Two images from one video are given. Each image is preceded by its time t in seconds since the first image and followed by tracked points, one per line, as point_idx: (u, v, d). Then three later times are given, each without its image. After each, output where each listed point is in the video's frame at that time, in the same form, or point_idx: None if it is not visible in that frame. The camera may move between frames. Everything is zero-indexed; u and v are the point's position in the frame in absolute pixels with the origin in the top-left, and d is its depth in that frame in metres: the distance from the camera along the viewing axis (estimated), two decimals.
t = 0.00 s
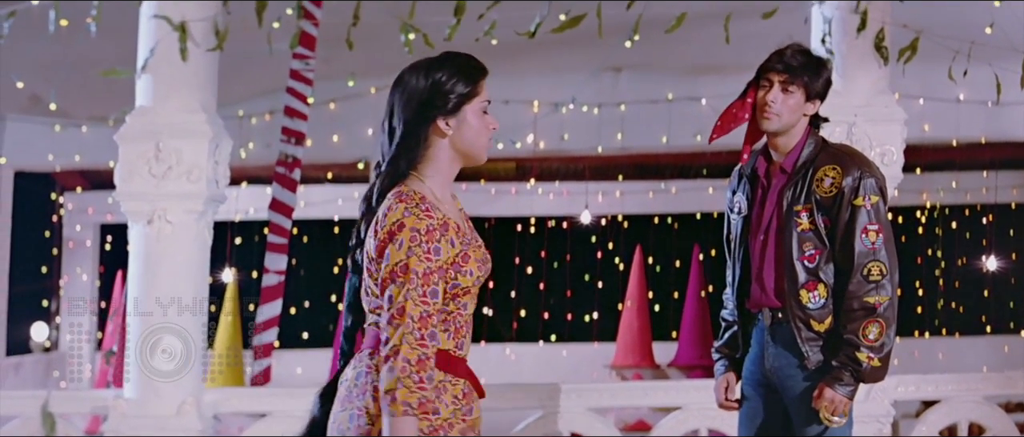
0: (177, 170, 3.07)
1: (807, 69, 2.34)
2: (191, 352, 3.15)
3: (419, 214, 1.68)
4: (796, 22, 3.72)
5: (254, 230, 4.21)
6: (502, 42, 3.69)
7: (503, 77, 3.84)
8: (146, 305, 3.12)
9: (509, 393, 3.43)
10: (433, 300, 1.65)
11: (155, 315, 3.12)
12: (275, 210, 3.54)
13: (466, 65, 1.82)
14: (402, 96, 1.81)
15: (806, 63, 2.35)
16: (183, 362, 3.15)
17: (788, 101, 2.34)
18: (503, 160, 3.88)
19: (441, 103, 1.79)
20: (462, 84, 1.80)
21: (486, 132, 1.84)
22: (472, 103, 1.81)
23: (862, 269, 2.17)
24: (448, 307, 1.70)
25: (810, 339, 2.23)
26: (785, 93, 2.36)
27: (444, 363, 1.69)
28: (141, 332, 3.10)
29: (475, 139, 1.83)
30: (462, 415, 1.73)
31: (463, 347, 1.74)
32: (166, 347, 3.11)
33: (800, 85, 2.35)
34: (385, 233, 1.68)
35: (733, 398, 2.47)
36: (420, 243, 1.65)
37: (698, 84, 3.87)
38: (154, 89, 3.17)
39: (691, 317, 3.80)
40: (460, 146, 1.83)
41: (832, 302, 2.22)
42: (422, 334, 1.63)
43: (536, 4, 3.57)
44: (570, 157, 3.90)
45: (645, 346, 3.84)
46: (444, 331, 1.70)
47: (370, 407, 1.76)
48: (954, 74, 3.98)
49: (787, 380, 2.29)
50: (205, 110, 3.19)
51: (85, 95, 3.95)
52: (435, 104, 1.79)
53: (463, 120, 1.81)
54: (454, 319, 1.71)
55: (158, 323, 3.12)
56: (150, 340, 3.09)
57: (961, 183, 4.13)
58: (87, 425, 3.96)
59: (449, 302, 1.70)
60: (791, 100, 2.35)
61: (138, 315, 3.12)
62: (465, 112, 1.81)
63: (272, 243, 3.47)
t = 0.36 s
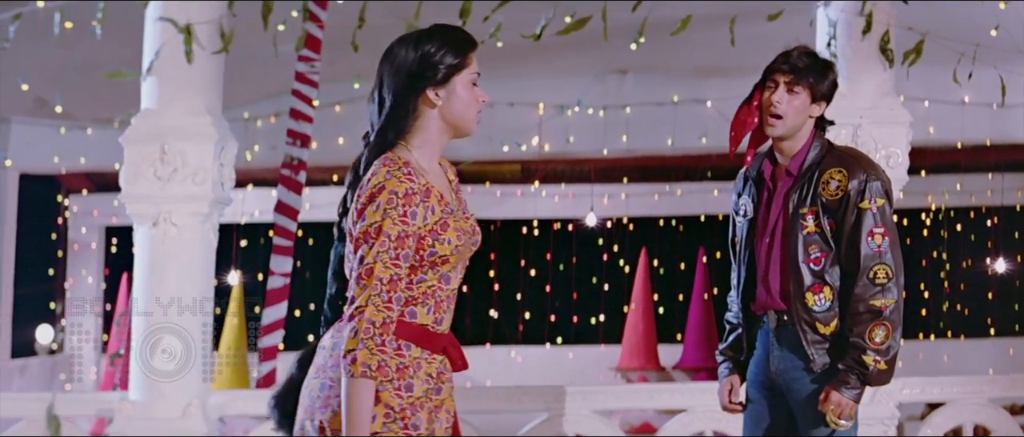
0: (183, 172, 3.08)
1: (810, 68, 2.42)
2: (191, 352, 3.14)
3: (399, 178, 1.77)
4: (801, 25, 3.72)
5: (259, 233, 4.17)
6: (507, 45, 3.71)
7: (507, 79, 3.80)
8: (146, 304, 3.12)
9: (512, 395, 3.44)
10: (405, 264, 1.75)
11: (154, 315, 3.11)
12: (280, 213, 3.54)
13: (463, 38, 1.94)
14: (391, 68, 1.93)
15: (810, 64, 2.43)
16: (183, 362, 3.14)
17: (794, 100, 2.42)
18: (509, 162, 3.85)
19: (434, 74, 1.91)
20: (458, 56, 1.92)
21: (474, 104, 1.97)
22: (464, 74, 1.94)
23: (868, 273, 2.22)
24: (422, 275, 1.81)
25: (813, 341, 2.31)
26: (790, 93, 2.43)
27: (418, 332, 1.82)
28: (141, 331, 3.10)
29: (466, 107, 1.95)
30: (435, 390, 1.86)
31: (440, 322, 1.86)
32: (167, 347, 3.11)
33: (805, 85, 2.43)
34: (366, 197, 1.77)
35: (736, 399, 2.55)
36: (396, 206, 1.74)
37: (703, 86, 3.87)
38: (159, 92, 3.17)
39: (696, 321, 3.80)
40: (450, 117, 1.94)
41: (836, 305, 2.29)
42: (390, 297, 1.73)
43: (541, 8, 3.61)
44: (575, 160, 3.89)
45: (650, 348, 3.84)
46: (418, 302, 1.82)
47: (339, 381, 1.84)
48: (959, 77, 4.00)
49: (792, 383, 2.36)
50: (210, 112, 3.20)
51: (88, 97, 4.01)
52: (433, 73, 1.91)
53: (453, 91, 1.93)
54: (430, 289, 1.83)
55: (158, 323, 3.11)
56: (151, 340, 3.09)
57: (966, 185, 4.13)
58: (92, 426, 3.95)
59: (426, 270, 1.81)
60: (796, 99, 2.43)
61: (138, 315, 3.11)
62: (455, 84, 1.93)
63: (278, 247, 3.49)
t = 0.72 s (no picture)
0: (197, 174, 3.07)
1: (823, 66, 1.93)
2: (191, 352, 3.16)
3: (374, 172, 1.34)
4: (815, 26, 3.73)
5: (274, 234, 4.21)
6: (522, 46, 3.73)
7: (521, 80, 3.86)
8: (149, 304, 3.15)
9: (527, 396, 3.49)
10: (383, 261, 1.33)
11: (155, 315, 3.13)
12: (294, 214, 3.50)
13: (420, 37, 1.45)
14: (349, 69, 1.44)
15: (819, 60, 1.96)
16: (184, 362, 3.15)
17: (806, 103, 1.93)
18: (522, 163, 3.84)
19: (389, 76, 1.42)
20: (411, 55, 1.43)
21: (443, 110, 1.48)
22: (422, 78, 1.44)
23: (879, 274, 1.80)
24: (394, 275, 1.37)
25: (828, 346, 1.85)
26: (797, 93, 1.95)
27: (387, 340, 1.36)
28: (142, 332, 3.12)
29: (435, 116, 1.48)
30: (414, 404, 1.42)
31: (412, 328, 1.41)
32: (167, 347, 3.11)
33: (812, 84, 1.94)
34: (337, 191, 1.34)
35: (752, 403, 2.07)
36: (373, 202, 1.31)
37: (718, 88, 3.84)
38: (173, 94, 3.16)
39: (709, 322, 3.79)
40: (414, 126, 1.46)
41: (853, 308, 1.83)
42: (374, 294, 1.31)
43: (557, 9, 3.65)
44: (589, 161, 3.85)
45: (664, 350, 3.82)
46: (386, 306, 1.36)
47: (315, 394, 1.42)
48: (972, 79, 3.95)
49: (804, 387, 1.90)
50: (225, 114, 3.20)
51: (102, 98, 4.04)
52: (384, 77, 1.42)
53: (416, 97, 1.44)
54: (400, 293, 1.38)
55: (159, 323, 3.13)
56: (151, 340, 3.09)
57: (979, 186, 4.13)
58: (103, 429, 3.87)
59: (396, 271, 1.37)
60: (806, 102, 1.93)
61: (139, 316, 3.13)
62: (417, 88, 1.44)
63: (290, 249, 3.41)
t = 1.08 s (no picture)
0: (219, 178, 3.17)
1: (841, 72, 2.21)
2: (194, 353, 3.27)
3: (347, 172, 1.45)
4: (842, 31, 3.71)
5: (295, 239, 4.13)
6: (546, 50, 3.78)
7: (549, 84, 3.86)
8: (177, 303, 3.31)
9: (551, 401, 3.69)
10: (356, 260, 1.42)
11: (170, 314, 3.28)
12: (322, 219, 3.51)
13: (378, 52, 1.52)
14: (314, 73, 1.53)
15: (838, 68, 2.23)
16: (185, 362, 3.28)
17: (825, 108, 2.19)
18: (546, 168, 3.88)
19: (339, 90, 1.51)
20: (365, 69, 1.50)
21: (403, 123, 1.54)
22: (374, 91, 1.51)
23: (906, 277, 2.03)
24: (364, 279, 1.43)
25: (853, 350, 2.08)
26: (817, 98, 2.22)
27: (356, 344, 1.44)
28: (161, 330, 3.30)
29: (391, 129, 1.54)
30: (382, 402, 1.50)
31: (377, 334, 1.48)
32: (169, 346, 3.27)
33: (831, 86, 2.22)
34: (311, 191, 1.44)
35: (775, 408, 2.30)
36: (345, 200, 1.42)
37: (740, 93, 3.83)
38: (196, 99, 3.27)
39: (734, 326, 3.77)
40: (367, 137, 1.54)
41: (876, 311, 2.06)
42: (345, 292, 1.40)
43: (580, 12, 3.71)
44: (615, 166, 3.86)
45: (689, 355, 3.81)
46: (355, 310, 1.43)
47: (277, 394, 1.51)
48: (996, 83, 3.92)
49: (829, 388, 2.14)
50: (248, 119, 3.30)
51: (120, 102, 4.05)
52: (333, 91, 1.51)
53: (367, 110, 1.52)
54: (368, 297, 1.45)
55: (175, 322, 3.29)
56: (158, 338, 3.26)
57: (1001, 190, 4.11)
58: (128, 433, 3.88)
59: (365, 273, 1.44)
60: (827, 105, 2.20)
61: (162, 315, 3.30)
62: (367, 102, 1.52)
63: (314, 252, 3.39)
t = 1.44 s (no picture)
0: (248, 186, 3.29)
1: (861, 80, 2.46)
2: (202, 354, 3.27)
3: (316, 172, 1.53)
4: (866, 39, 3.86)
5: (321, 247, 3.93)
6: (573, 59, 3.88)
7: (578, 91, 3.90)
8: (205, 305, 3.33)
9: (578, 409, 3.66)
10: (325, 258, 1.50)
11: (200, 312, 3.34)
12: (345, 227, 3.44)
13: (347, 63, 1.59)
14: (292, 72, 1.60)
15: (858, 73, 2.48)
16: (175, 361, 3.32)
17: (848, 116, 2.46)
18: (573, 176, 3.87)
19: (308, 95, 1.58)
20: (331, 79, 1.58)
21: (366, 129, 1.62)
22: (339, 101, 1.59)
23: (933, 288, 2.34)
24: (333, 277, 1.51)
25: (882, 357, 2.37)
26: (840, 107, 2.48)
27: (323, 342, 1.51)
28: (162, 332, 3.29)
29: (353, 137, 1.61)
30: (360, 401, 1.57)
31: (347, 334, 1.55)
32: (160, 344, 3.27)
33: (853, 94, 2.47)
34: (282, 191, 1.52)
35: (802, 416, 2.58)
36: (313, 200, 1.49)
37: (768, 101, 3.84)
38: (224, 107, 3.43)
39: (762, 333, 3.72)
40: (330, 143, 1.61)
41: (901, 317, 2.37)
42: (312, 289, 1.49)
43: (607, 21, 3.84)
44: (643, 175, 3.85)
45: (716, 364, 3.77)
46: (325, 309, 1.51)
47: (250, 391, 1.61)
48: None
49: (858, 396, 2.41)
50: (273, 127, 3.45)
51: (151, 113, 4.13)
52: (302, 94, 1.58)
53: (331, 116, 1.59)
54: (339, 297, 1.53)
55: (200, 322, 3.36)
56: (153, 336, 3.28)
57: None
58: None
59: (336, 272, 1.52)
60: (850, 114, 2.46)
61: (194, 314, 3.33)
62: (329, 109, 1.59)
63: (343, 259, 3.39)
